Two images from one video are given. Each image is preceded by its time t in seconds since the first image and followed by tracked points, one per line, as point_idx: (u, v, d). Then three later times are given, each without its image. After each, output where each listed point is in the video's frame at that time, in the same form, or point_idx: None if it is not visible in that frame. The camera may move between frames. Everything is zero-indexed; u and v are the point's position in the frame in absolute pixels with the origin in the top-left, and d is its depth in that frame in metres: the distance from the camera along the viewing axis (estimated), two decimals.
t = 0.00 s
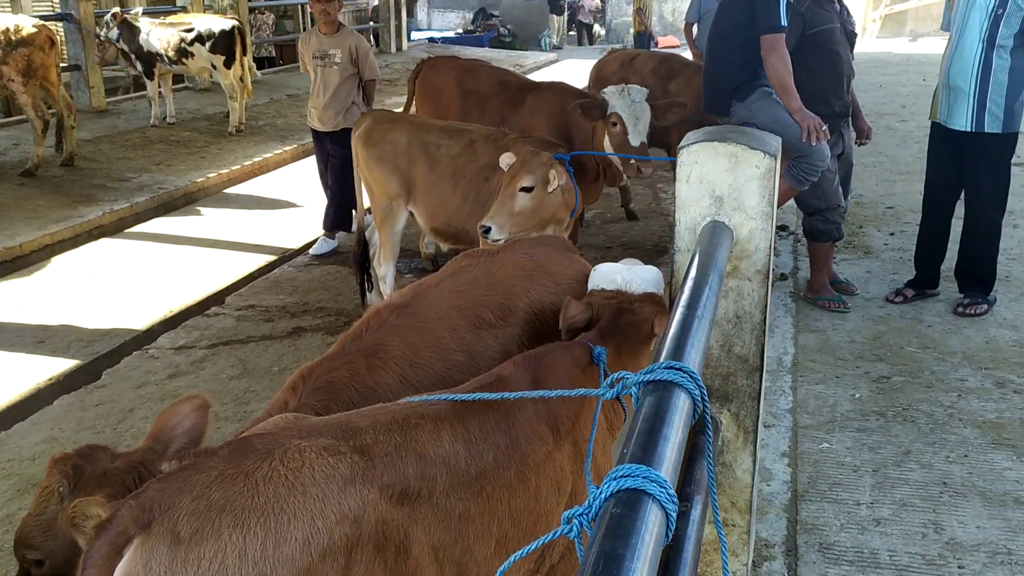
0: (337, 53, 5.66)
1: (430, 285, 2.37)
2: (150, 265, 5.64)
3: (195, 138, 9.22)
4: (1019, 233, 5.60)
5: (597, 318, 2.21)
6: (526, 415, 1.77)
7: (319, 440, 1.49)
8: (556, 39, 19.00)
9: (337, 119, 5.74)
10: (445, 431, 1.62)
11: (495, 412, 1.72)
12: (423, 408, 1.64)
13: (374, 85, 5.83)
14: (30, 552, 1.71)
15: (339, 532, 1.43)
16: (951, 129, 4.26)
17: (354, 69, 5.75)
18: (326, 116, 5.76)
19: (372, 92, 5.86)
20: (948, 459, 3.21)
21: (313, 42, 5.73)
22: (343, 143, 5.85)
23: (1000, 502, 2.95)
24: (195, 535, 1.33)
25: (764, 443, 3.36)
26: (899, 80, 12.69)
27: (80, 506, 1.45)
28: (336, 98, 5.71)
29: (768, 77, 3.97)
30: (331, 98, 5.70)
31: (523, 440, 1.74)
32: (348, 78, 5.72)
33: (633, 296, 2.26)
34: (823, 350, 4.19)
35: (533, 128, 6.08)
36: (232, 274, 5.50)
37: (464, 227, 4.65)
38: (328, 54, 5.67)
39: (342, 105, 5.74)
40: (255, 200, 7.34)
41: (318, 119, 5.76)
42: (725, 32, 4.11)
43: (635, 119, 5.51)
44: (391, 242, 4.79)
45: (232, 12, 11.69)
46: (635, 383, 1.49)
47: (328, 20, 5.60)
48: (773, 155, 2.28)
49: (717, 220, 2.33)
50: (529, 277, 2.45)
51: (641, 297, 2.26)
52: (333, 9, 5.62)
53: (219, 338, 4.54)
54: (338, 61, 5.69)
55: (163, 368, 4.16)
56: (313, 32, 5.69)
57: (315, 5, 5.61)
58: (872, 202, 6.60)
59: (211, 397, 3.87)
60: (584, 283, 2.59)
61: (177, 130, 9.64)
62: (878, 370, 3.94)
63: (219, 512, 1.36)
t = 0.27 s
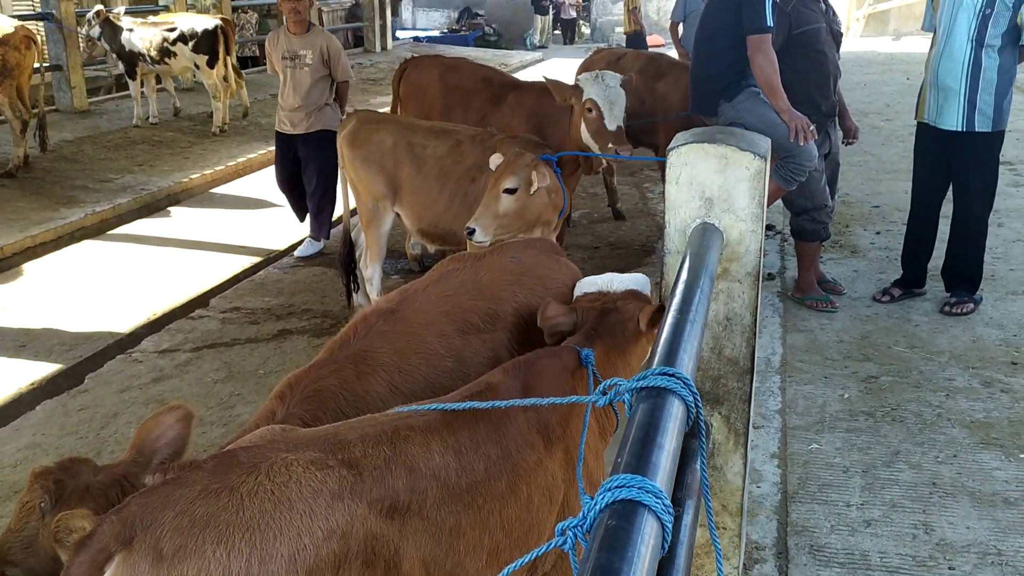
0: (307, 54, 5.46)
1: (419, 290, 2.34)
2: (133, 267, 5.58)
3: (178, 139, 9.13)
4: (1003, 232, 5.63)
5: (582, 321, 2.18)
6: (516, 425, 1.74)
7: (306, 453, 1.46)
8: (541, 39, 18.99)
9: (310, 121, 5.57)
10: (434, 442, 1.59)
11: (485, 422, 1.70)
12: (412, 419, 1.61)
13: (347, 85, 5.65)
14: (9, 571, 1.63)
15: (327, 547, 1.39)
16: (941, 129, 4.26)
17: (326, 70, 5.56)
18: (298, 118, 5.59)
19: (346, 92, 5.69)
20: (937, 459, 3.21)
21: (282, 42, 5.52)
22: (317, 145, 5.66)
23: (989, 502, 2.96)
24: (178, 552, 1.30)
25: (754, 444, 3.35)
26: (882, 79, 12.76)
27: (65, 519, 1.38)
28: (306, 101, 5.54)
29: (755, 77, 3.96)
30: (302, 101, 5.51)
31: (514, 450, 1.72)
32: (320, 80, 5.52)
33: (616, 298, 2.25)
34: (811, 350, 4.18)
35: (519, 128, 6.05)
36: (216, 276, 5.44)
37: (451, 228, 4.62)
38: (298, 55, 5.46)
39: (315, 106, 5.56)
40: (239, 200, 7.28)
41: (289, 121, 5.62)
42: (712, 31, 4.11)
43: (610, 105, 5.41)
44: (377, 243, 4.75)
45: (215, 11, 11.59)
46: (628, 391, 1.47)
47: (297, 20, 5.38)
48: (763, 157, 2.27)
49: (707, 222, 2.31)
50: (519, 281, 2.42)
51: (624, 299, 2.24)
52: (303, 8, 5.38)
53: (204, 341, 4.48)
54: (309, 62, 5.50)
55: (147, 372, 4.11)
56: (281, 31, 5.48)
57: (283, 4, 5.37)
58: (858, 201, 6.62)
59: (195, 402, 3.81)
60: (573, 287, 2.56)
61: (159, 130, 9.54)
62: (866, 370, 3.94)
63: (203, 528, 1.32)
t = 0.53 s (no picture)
0: (288, 58, 5.22)
1: (412, 294, 2.33)
2: (119, 267, 5.53)
3: (164, 138, 9.07)
4: (988, 234, 5.67)
5: (574, 331, 2.19)
6: (508, 429, 1.73)
7: (295, 460, 1.44)
8: (529, 40, 19.00)
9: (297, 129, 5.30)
10: (426, 447, 1.58)
11: (477, 427, 1.68)
12: (403, 424, 1.60)
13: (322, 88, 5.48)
14: None
15: (318, 555, 1.38)
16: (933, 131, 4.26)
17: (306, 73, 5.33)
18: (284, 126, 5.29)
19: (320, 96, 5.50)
20: (926, 460, 3.23)
21: (256, 46, 5.21)
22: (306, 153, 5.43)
23: (978, 503, 2.97)
24: (166, 563, 1.27)
25: (744, 445, 3.36)
26: (868, 81, 12.83)
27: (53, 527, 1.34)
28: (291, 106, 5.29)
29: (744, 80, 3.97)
30: (287, 107, 5.24)
31: (507, 454, 1.71)
32: (303, 84, 5.30)
33: (608, 309, 2.23)
34: (800, 351, 4.19)
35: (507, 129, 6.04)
36: (203, 277, 5.39)
37: (441, 229, 4.60)
38: (278, 59, 5.21)
39: (299, 112, 5.31)
40: (226, 201, 7.24)
41: (273, 128, 5.34)
42: (701, 33, 4.12)
43: (589, 114, 5.38)
44: (366, 245, 4.73)
45: (202, 10, 11.53)
46: (621, 395, 1.46)
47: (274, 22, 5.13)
48: (755, 159, 2.26)
49: (698, 224, 2.31)
50: (512, 284, 2.41)
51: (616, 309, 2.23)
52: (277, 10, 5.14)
53: (190, 342, 4.45)
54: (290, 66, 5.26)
55: (133, 374, 4.07)
56: (256, 35, 5.17)
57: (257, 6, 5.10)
58: (845, 203, 6.65)
59: (182, 404, 3.78)
60: (567, 289, 2.55)
61: (146, 130, 9.47)
62: (854, 372, 3.95)
63: (191, 537, 1.30)
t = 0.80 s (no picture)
0: (264, 60, 5.10)
1: (406, 297, 2.32)
2: (109, 267, 5.49)
3: (155, 138, 9.03)
4: (978, 237, 5.70)
5: (566, 315, 2.18)
6: (503, 432, 1.73)
7: (289, 461, 1.43)
8: (521, 42, 19.00)
9: (279, 133, 5.18)
10: (421, 449, 1.58)
11: (471, 429, 1.68)
12: (397, 426, 1.59)
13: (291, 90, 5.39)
14: None
15: (312, 557, 1.37)
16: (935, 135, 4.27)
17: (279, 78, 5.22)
18: (266, 131, 5.14)
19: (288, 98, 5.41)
20: (916, 463, 3.24)
21: (227, 51, 5.03)
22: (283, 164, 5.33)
23: (968, 506, 2.98)
24: (159, 565, 1.27)
25: (736, 447, 3.36)
26: (858, 84, 12.88)
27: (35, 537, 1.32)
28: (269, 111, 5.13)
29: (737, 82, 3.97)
30: (268, 111, 5.11)
31: (501, 457, 1.70)
32: (279, 87, 5.19)
33: (601, 290, 2.23)
34: (791, 353, 4.20)
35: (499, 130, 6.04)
36: (194, 277, 5.37)
37: (433, 230, 4.60)
38: (253, 62, 5.07)
39: (279, 117, 5.19)
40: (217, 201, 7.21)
41: (250, 136, 5.11)
42: (695, 35, 4.13)
43: (573, 118, 5.37)
44: (358, 246, 4.71)
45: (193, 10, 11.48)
46: (615, 397, 1.46)
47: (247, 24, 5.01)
48: (748, 162, 2.26)
49: (690, 226, 2.31)
50: (507, 287, 2.41)
51: (608, 292, 2.23)
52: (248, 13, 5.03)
53: (181, 342, 4.43)
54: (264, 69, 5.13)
55: (123, 374, 4.05)
56: (227, 39, 5.00)
57: (227, 8, 4.95)
58: (836, 205, 6.68)
59: (172, 404, 3.76)
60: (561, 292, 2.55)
61: (136, 129, 9.43)
62: (845, 374, 3.96)
63: (184, 539, 1.30)
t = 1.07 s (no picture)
0: (245, 61, 5.03)
1: (407, 300, 2.33)
2: (108, 268, 5.50)
3: (155, 139, 9.03)
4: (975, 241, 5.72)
5: (569, 332, 2.19)
6: (503, 433, 1.74)
7: (293, 463, 1.44)
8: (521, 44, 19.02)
9: (260, 135, 5.12)
10: (422, 450, 1.59)
11: (472, 431, 1.69)
12: (399, 428, 1.60)
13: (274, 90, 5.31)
14: None
15: (314, 558, 1.38)
16: (943, 143, 4.27)
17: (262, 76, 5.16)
18: (247, 133, 5.08)
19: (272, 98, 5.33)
20: (913, 466, 3.25)
21: (207, 51, 4.97)
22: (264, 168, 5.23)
23: (964, 509, 2.99)
24: (164, 566, 1.28)
25: (733, 450, 3.37)
26: (856, 88, 12.93)
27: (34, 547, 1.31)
28: (251, 111, 5.08)
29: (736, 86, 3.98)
30: (251, 112, 5.06)
31: (502, 458, 1.71)
32: (261, 88, 5.12)
33: (605, 308, 2.22)
34: (788, 356, 4.22)
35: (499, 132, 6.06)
36: (193, 278, 5.38)
37: (432, 232, 4.61)
38: (233, 62, 5.01)
39: (260, 118, 5.12)
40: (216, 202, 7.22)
41: (233, 138, 5.06)
42: (693, 39, 4.14)
43: (564, 118, 5.34)
44: (357, 247, 4.72)
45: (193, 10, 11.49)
46: (614, 401, 1.47)
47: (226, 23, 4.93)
48: (746, 166, 2.27)
49: (689, 230, 2.32)
50: (507, 291, 2.42)
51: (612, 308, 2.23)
52: (227, 12, 4.95)
53: (180, 343, 4.44)
54: (245, 69, 5.06)
55: (123, 375, 4.05)
56: (206, 39, 4.94)
57: (207, 9, 4.85)
58: (834, 209, 6.70)
59: (171, 405, 3.77)
60: (560, 295, 2.56)
61: (136, 130, 9.43)
62: (842, 377, 3.98)
63: (189, 540, 1.31)
